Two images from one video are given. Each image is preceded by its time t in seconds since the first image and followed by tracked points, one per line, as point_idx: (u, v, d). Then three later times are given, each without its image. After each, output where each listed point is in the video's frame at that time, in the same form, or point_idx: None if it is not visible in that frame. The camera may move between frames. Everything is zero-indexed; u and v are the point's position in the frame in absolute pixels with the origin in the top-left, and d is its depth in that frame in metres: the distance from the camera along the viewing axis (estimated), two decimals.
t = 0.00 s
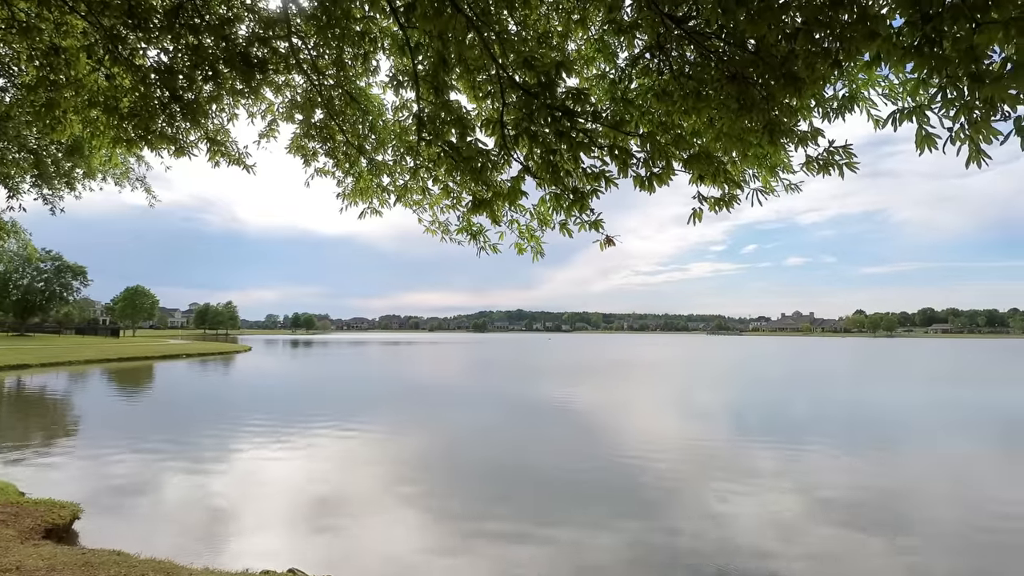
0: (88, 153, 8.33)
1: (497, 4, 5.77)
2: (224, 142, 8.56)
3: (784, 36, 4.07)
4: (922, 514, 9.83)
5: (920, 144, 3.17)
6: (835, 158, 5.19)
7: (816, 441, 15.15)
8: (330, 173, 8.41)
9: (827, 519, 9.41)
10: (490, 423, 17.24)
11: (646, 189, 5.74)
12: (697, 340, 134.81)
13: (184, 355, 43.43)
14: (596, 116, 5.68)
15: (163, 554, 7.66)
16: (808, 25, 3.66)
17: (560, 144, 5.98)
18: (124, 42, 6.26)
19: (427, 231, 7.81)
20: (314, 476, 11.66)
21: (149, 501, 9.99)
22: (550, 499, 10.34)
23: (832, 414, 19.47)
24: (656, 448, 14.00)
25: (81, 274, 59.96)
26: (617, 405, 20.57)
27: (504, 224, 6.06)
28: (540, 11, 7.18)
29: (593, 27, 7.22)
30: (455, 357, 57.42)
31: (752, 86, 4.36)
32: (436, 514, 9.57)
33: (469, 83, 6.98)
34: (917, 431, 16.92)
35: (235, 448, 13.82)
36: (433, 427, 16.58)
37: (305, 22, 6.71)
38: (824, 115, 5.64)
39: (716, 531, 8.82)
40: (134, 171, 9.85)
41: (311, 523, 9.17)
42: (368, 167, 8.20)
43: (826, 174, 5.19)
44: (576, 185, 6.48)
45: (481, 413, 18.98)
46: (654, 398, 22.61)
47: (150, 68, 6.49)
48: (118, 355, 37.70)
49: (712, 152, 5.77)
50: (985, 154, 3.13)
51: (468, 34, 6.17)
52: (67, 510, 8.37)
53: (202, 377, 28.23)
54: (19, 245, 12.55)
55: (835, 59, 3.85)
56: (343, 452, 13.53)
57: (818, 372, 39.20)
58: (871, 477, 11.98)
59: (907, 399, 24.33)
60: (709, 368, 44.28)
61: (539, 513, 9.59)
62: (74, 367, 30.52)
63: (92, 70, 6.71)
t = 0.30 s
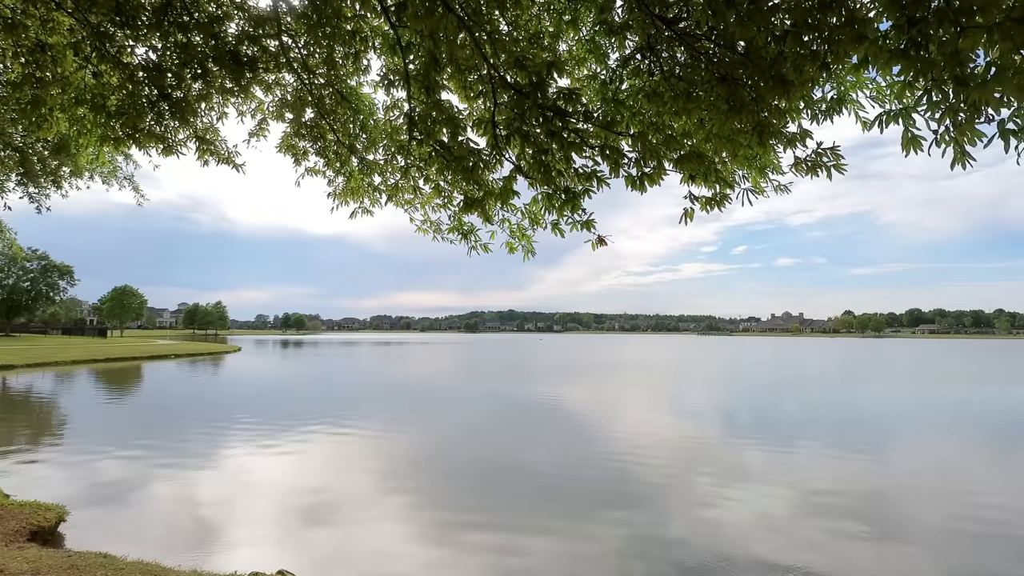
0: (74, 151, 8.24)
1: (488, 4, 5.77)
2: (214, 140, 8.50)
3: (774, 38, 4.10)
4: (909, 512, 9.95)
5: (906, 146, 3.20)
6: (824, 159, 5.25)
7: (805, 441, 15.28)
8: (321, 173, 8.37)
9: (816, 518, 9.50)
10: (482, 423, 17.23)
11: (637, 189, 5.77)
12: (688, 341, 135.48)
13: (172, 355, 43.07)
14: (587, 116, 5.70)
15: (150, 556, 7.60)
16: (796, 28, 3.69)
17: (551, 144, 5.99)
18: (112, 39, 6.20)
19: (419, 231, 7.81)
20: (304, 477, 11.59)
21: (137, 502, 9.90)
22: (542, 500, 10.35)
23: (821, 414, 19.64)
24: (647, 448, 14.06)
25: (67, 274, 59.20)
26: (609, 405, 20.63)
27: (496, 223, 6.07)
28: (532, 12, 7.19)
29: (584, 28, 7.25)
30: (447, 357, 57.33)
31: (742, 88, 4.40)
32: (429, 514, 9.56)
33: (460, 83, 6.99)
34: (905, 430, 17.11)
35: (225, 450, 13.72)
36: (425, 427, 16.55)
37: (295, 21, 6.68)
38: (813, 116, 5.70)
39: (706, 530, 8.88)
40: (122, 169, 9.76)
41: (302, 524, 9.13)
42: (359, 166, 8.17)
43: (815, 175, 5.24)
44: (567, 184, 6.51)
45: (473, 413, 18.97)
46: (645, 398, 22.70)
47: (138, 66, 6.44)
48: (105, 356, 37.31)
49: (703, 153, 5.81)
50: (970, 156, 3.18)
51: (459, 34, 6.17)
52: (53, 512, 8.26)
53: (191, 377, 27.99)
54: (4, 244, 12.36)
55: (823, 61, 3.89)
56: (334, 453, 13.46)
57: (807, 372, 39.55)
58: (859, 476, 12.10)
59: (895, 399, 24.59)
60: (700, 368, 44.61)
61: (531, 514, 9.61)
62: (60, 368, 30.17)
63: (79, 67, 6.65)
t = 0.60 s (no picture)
0: (60, 149, 8.14)
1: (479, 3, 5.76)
2: (202, 138, 8.42)
3: (762, 39, 4.11)
4: (896, 510, 10.05)
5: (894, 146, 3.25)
6: (812, 160, 5.29)
7: (795, 440, 15.40)
8: (311, 171, 8.31)
9: (806, 516, 9.57)
10: (474, 423, 17.21)
11: (628, 189, 5.79)
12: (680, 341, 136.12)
13: (160, 355, 42.67)
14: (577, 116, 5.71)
15: (137, 559, 7.52)
16: (785, 29, 3.70)
17: (542, 143, 5.98)
18: (98, 36, 6.13)
19: (410, 230, 7.79)
20: (294, 478, 11.52)
21: (124, 504, 9.79)
22: (533, 500, 10.35)
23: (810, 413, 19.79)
24: (638, 448, 14.11)
25: (53, 273, 58.48)
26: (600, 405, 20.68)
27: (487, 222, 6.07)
28: (522, 11, 7.18)
29: (575, 27, 7.26)
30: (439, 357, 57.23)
31: (731, 88, 4.41)
32: (420, 515, 9.55)
33: (451, 81, 6.96)
34: (892, 429, 17.28)
35: (214, 450, 13.62)
36: (416, 428, 16.49)
37: (284, 19, 6.63)
38: (802, 117, 5.74)
39: (697, 529, 8.91)
40: (108, 167, 9.66)
41: (292, 526, 9.07)
42: (349, 165, 8.12)
43: (803, 175, 5.27)
44: (558, 183, 6.51)
45: (465, 413, 18.94)
46: (636, 398, 22.78)
47: (125, 63, 6.37)
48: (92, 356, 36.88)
49: (693, 153, 5.83)
50: (957, 157, 3.23)
51: (450, 33, 6.15)
52: (38, 514, 8.15)
53: (180, 377, 27.75)
54: None
55: (811, 63, 3.90)
56: (324, 454, 13.39)
57: (797, 371, 39.85)
58: (846, 475, 12.22)
59: (882, 398, 24.83)
60: (691, 368, 44.81)
61: (522, 514, 9.61)
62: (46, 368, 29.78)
63: (64, 63, 6.57)
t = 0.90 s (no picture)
0: (45, 146, 8.04)
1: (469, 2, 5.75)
2: (190, 136, 8.35)
3: (751, 39, 4.12)
4: (885, 509, 10.14)
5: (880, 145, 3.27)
6: (800, 160, 5.32)
7: (784, 439, 15.49)
8: (300, 170, 8.26)
9: (795, 515, 9.64)
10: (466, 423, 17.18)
11: (617, 187, 5.80)
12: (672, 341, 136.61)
13: (148, 355, 42.31)
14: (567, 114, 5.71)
15: (125, 560, 7.45)
16: (774, 29, 3.72)
17: (532, 142, 5.97)
18: (83, 32, 6.06)
19: (400, 229, 7.75)
20: (284, 479, 11.44)
21: (112, 505, 9.70)
22: (525, 500, 10.34)
23: (800, 412, 19.91)
24: (630, 447, 14.15)
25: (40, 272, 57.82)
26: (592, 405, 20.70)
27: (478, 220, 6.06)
28: (513, 10, 7.16)
29: (565, 27, 7.25)
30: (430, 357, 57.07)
31: (720, 88, 4.42)
32: (412, 515, 9.52)
33: (441, 80, 6.93)
34: (881, 428, 17.43)
35: (204, 451, 13.52)
36: (407, 428, 16.45)
37: (273, 16, 6.58)
38: (790, 117, 5.77)
39: (687, 528, 8.95)
40: (95, 165, 9.55)
41: (282, 527, 9.01)
42: (339, 163, 8.07)
43: (792, 175, 5.29)
44: (548, 182, 6.51)
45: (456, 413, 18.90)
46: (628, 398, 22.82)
47: (111, 59, 6.30)
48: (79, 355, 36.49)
49: (682, 152, 5.84)
50: (942, 157, 3.25)
51: (440, 31, 6.12)
52: (23, 516, 8.04)
53: (169, 377, 27.50)
54: None
55: (800, 63, 3.91)
56: (315, 454, 13.31)
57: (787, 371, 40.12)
58: (836, 473, 12.31)
59: (871, 397, 25.03)
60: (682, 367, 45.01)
61: (514, 513, 9.61)
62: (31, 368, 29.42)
63: (49, 59, 6.48)
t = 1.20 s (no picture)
0: (30, 143, 7.95)
1: None
2: (177, 133, 8.27)
3: (740, 38, 4.12)
4: (873, 505, 10.22)
5: (865, 145, 3.27)
6: (787, 159, 5.35)
7: (775, 436, 15.61)
8: (289, 167, 8.21)
9: (785, 512, 9.70)
10: (458, 422, 17.16)
11: (606, 186, 5.80)
12: (665, 339, 137.13)
13: (136, 355, 42.02)
14: (557, 113, 5.71)
15: (111, 562, 7.38)
16: (762, 28, 3.72)
17: (522, 141, 5.97)
18: (68, 27, 5.99)
19: (390, 227, 7.73)
20: (276, 479, 11.40)
21: (99, 507, 9.61)
22: (516, 498, 10.35)
23: (790, 410, 20.06)
24: (621, 445, 14.20)
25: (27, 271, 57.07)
26: (584, 403, 20.76)
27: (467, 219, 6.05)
28: (503, 8, 7.14)
29: (556, 25, 7.25)
30: (424, 356, 57.01)
31: (709, 88, 4.42)
32: (404, 515, 9.52)
33: (431, 77, 6.90)
34: (869, 425, 17.60)
35: (193, 451, 13.43)
36: (399, 427, 16.41)
37: (261, 12, 6.52)
38: (778, 117, 5.81)
39: (678, 527, 8.98)
40: (81, 163, 9.45)
41: (272, 527, 8.95)
42: (328, 161, 8.03)
43: (780, 175, 5.32)
44: (538, 181, 6.51)
45: (448, 412, 18.89)
46: (619, 396, 22.89)
47: (96, 55, 6.23)
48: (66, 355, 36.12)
49: (671, 151, 5.85)
50: (927, 158, 3.27)
51: (430, 28, 6.09)
52: (8, 518, 7.95)
53: (159, 377, 27.28)
54: None
55: (788, 63, 3.91)
56: (306, 454, 13.26)
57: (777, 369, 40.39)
58: (824, 470, 12.44)
59: (860, 394, 25.26)
60: (674, 365, 45.21)
61: (505, 513, 9.61)
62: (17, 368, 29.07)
63: (32, 55, 6.40)
